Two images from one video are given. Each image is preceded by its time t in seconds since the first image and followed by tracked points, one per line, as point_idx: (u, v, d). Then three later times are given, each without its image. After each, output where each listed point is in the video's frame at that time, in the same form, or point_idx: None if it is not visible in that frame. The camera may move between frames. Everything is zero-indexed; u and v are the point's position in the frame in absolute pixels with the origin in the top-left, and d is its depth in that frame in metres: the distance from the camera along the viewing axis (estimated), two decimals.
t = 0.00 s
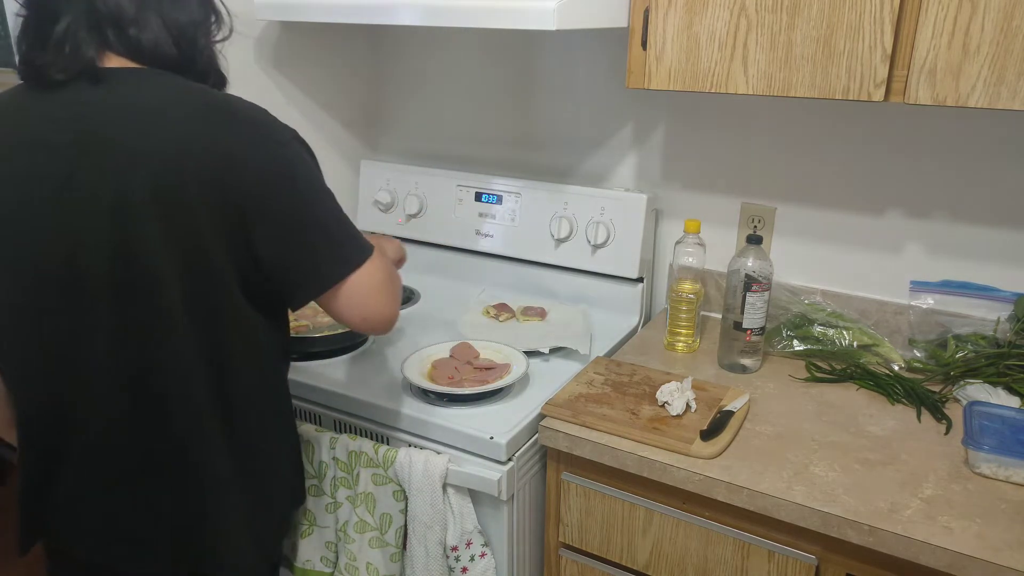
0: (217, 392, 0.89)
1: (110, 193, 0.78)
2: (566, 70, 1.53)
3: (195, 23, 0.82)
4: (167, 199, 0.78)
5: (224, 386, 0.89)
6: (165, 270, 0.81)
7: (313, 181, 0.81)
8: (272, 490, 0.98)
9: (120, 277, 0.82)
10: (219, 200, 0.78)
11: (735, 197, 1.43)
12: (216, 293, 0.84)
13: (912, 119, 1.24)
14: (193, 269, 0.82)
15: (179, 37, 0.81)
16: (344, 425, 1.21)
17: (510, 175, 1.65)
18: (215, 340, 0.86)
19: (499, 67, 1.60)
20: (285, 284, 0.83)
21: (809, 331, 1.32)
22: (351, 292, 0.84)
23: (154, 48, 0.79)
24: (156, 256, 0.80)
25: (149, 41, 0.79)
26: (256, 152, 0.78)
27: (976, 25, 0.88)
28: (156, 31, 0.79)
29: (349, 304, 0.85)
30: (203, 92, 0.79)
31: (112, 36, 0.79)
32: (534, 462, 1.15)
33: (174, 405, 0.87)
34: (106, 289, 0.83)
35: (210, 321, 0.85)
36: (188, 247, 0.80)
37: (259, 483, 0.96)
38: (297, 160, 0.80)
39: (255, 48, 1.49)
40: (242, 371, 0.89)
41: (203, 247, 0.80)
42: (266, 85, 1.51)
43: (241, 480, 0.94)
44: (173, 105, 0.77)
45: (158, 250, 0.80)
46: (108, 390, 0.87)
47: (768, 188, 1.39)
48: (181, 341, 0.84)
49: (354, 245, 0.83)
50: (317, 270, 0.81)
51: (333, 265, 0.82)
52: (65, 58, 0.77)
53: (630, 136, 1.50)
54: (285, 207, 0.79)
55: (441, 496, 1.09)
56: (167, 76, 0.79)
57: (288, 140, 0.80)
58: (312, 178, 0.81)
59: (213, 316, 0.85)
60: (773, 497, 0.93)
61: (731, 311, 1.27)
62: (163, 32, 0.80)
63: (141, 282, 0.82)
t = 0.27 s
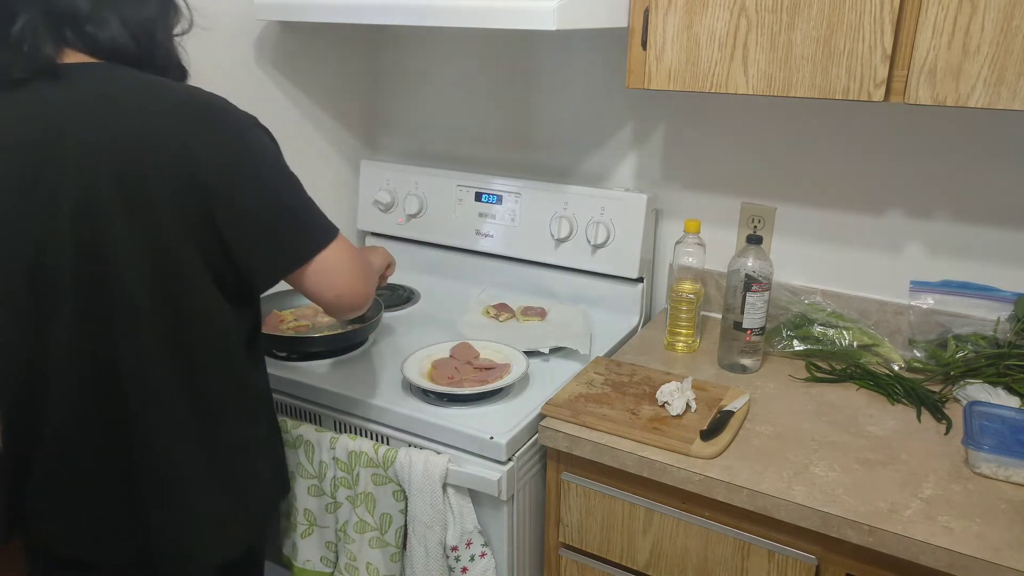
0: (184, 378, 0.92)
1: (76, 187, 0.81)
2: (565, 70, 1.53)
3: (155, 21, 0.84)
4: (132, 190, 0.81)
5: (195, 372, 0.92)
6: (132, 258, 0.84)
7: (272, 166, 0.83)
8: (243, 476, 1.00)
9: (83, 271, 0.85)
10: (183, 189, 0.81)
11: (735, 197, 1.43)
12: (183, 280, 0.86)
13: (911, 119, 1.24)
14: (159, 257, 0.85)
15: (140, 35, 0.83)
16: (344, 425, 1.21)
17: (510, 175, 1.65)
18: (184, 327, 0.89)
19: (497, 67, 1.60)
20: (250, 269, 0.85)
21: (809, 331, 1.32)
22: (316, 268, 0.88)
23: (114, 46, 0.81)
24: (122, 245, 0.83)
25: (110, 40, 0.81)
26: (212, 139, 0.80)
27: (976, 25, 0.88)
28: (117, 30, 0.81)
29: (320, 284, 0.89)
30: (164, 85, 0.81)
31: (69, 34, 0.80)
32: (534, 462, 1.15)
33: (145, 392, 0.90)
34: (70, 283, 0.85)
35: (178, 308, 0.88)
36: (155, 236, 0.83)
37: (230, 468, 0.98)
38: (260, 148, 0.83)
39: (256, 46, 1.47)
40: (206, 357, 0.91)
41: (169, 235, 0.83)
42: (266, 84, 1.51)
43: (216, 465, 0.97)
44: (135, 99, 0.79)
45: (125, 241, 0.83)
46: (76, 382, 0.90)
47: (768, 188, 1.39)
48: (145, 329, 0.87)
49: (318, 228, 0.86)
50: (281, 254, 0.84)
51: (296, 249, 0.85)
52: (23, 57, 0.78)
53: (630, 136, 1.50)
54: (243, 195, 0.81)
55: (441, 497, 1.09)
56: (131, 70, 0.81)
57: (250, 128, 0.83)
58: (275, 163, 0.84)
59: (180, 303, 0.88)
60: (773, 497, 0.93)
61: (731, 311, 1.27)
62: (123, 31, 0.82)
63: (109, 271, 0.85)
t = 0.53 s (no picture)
0: (149, 375, 0.92)
1: (37, 184, 0.82)
2: (564, 70, 1.53)
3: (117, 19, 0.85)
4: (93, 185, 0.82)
5: (162, 365, 0.92)
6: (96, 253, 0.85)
7: (229, 148, 0.83)
8: (216, 467, 1.01)
9: (47, 268, 0.85)
10: (146, 181, 0.82)
11: (735, 197, 1.43)
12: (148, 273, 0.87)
13: (911, 119, 1.24)
14: (122, 251, 0.85)
15: (103, 33, 0.85)
16: (344, 425, 1.21)
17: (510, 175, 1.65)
18: (149, 321, 0.90)
19: (496, 67, 1.60)
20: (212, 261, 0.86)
21: (809, 331, 1.32)
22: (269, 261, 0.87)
23: (75, 44, 0.83)
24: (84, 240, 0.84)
25: (70, 37, 0.83)
26: (169, 129, 0.81)
27: (976, 25, 0.88)
28: (77, 28, 0.83)
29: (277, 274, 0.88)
30: (127, 80, 0.83)
31: (31, 33, 0.82)
32: (534, 462, 1.15)
33: (112, 389, 0.90)
34: (34, 285, 0.86)
35: (143, 302, 0.89)
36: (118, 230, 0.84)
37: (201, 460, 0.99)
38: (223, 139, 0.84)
39: (256, 46, 1.47)
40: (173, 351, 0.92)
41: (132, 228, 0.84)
42: (266, 85, 1.51)
43: (188, 458, 0.98)
44: (95, 95, 0.81)
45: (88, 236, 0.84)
46: (40, 384, 0.90)
47: (768, 188, 1.39)
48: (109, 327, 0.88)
49: (279, 218, 0.86)
50: (243, 244, 0.84)
51: (258, 238, 0.84)
52: None
53: (630, 136, 1.51)
54: (203, 187, 0.82)
55: (441, 497, 1.09)
56: (97, 66, 0.83)
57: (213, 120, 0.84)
58: (238, 153, 0.84)
59: (145, 296, 0.88)
60: (772, 496, 0.93)
61: (731, 311, 1.27)
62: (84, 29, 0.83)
63: (72, 267, 0.85)
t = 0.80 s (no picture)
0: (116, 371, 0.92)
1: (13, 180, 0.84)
2: (564, 70, 1.53)
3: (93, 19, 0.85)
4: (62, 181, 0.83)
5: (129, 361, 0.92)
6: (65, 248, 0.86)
7: (182, 142, 0.81)
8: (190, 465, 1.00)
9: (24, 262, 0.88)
10: (109, 177, 0.82)
11: (735, 197, 1.43)
12: (112, 269, 0.87)
13: (911, 119, 1.24)
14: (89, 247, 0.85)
15: (78, 33, 0.85)
16: (344, 425, 1.21)
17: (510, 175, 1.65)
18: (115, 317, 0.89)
19: (495, 67, 1.60)
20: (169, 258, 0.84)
21: (809, 331, 1.32)
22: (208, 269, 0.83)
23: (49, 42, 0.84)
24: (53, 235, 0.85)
25: (43, 36, 0.83)
26: (125, 125, 0.80)
27: (976, 26, 0.88)
28: (52, 28, 0.83)
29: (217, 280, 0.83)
30: (95, 75, 0.82)
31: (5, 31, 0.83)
32: (534, 462, 1.15)
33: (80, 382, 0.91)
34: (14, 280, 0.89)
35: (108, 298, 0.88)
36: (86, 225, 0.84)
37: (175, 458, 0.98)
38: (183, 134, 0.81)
39: (256, 46, 1.47)
40: (136, 350, 0.91)
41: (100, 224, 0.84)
42: (266, 85, 1.51)
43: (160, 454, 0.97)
44: (64, 91, 0.81)
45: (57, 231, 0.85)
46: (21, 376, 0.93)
47: (768, 188, 1.39)
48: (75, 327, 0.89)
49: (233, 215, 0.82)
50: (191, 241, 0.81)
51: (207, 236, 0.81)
52: None
53: (629, 136, 1.51)
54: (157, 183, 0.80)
55: (441, 497, 1.09)
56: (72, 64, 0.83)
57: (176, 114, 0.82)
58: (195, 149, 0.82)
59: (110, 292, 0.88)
60: (772, 496, 0.93)
61: (731, 311, 1.27)
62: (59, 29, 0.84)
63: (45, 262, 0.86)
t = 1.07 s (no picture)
0: (101, 371, 0.92)
1: None
2: (563, 70, 1.53)
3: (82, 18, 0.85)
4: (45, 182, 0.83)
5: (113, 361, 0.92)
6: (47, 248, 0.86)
7: (163, 144, 0.80)
8: (181, 463, 0.99)
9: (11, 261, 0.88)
10: (90, 178, 0.82)
11: (735, 197, 1.43)
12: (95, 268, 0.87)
13: (910, 119, 1.24)
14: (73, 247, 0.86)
15: (67, 32, 0.85)
16: (344, 425, 1.21)
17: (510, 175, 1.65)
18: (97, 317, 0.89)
19: (494, 67, 1.60)
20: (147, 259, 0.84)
21: (809, 331, 1.32)
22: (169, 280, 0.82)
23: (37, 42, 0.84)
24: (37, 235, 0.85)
25: (30, 36, 0.83)
26: (106, 126, 0.80)
27: (976, 26, 0.88)
28: (39, 27, 0.83)
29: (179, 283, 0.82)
30: (79, 75, 0.82)
31: None
32: (534, 462, 1.15)
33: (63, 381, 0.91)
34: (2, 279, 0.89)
35: (90, 298, 0.88)
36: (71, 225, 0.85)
37: (165, 457, 0.98)
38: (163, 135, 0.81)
39: (256, 46, 1.47)
40: (122, 349, 0.91)
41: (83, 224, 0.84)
42: (266, 84, 1.51)
43: (149, 453, 0.97)
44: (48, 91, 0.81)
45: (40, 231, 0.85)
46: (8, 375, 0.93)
47: (768, 188, 1.39)
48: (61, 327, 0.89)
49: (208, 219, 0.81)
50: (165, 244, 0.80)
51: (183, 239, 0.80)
52: None
53: (629, 136, 1.50)
54: (134, 185, 0.80)
55: (441, 497, 1.09)
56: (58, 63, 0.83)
57: (156, 114, 0.82)
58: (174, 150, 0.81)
59: (93, 293, 0.88)
60: (772, 496, 0.93)
61: (731, 312, 1.27)
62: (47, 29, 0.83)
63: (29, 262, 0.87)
